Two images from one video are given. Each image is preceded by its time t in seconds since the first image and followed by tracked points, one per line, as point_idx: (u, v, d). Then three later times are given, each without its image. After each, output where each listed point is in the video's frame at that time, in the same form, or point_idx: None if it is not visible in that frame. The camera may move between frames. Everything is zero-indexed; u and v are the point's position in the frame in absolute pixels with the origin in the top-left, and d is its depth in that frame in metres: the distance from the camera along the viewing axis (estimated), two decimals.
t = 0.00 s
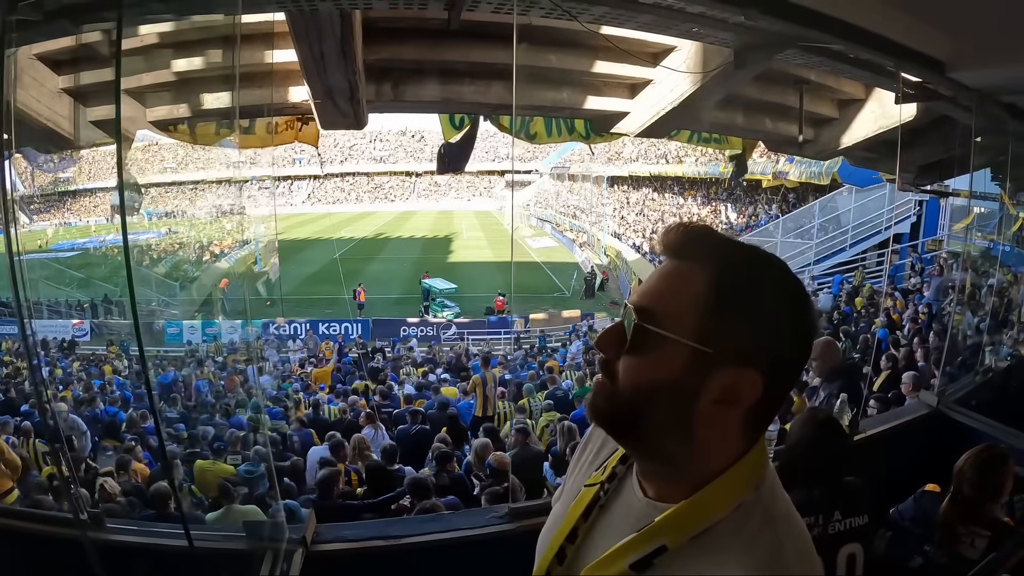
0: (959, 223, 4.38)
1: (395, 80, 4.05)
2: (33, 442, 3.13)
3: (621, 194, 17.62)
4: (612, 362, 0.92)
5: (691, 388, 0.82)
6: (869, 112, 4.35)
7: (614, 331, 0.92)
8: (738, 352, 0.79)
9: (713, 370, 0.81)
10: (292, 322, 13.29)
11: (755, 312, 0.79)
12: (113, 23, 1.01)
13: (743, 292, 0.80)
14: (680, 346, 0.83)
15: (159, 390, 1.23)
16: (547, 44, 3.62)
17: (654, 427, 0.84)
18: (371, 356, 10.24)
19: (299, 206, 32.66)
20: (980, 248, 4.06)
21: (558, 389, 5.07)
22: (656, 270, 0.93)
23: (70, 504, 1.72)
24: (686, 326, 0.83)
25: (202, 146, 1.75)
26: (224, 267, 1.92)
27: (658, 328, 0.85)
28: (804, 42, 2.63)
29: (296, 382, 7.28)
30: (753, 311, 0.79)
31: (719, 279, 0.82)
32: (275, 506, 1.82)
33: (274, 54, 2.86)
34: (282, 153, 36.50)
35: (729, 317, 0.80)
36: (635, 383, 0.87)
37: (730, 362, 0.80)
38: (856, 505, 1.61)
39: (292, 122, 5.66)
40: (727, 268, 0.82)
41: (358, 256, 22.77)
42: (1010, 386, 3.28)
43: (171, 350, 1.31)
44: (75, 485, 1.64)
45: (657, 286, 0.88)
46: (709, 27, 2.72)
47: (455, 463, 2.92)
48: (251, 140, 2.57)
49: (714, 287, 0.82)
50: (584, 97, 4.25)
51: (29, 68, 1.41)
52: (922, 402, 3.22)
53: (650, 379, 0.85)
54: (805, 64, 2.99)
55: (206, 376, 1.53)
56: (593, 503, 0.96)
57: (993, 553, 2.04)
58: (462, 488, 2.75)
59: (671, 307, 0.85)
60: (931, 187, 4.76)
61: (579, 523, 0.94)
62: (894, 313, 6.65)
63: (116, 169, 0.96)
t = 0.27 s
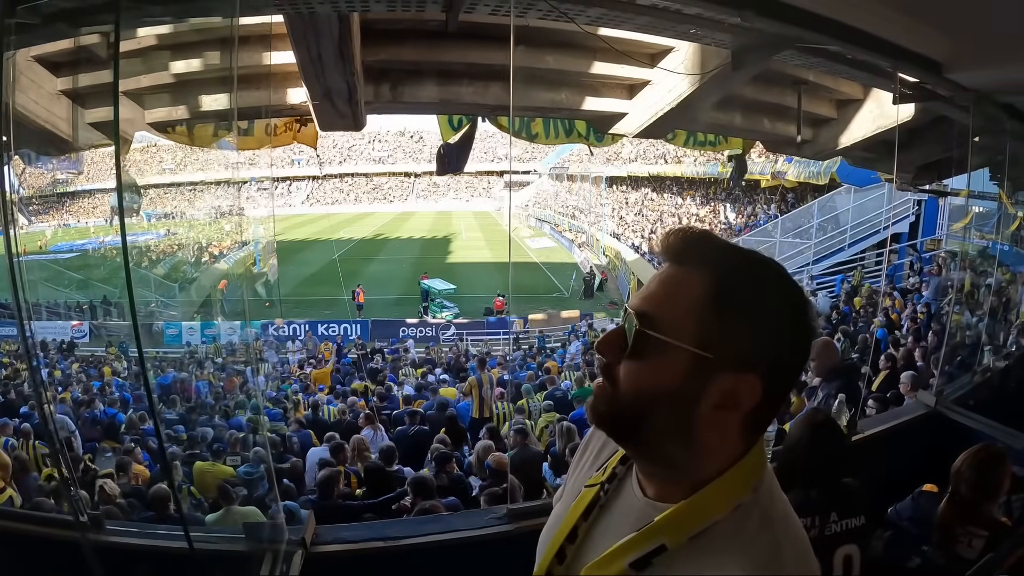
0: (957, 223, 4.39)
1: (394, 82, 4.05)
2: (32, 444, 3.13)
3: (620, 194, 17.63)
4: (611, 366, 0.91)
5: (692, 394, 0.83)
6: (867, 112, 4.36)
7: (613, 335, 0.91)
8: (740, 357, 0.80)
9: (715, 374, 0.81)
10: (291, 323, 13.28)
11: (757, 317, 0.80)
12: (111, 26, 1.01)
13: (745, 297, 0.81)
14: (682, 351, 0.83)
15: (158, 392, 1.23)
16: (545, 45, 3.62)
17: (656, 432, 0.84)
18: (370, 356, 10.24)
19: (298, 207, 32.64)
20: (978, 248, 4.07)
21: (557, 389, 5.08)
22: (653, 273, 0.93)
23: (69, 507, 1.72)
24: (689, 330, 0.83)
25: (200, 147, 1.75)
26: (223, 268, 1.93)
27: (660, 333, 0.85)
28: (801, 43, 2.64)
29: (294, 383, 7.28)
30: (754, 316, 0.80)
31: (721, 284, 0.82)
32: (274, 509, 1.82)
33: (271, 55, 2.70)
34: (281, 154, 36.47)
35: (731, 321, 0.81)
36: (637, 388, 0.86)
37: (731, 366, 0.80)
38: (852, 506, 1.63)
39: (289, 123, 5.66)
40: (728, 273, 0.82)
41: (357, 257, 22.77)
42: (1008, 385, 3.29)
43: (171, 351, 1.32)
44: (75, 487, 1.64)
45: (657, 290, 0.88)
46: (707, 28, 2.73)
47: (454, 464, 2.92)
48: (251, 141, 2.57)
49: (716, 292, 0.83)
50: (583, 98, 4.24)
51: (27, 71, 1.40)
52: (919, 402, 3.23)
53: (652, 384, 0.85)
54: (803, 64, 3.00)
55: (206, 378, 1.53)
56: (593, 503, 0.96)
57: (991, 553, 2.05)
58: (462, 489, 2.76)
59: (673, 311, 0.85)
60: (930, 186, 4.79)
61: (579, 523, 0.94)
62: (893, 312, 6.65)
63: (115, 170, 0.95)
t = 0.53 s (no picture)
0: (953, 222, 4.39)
1: (392, 82, 4.05)
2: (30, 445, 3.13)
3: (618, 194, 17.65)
4: (611, 365, 0.91)
5: (692, 392, 0.83)
6: (865, 111, 4.37)
7: (613, 335, 0.91)
8: (739, 355, 0.81)
9: (715, 373, 0.82)
10: (289, 323, 13.27)
11: (756, 315, 0.81)
12: (110, 27, 1.02)
13: (744, 296, 0.81)
14: (682, 349, 0.83)
15: (158, 394, 1.23)
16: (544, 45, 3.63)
17: (657, 430, 0.84)
18: (369, 357, 10.23)
19: (296, 208, 32.62)
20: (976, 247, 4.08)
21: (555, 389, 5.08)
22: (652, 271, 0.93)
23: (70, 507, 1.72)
24: (689, 329, 0.83)
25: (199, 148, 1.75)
26: (221, 269, 1.93)
27: (660, 332, 0.85)
28: (799, 42, 2.64)
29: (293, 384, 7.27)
30: (753, 315, 0.81)
31: (721, 283, 0.82)
32: (274, 509, 1.82)
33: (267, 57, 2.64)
34: (279, 155, 36.44)
35: (730, 320, 0.81)
36: (637, 387, 0.87)
37: (730, 364, 0.81)
38: (853, 506, 1.63)
39: (288, 124, 5.66)
40: (727, 272, 0.83)
41: (355, 258, 22.76)
42: (1006, 383, 3.29)
43: (171, 353, 1.32)
44: (76, 487, 1.64)
45: (656, 289, 0.88)
46: (705, 28, 2.73)
47: (454, 463, 2.92)
48: (249, 142, 2.57)
49: (715, 291, 0.83)
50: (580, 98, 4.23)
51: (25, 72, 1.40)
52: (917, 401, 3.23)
53: (652, 382, 0.85)
54: (801, 64, 3.00)
55: (206, 378, 1.53)
56: (593, 499, 0.96)
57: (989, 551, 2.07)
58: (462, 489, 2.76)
59: (673, 310, 0.85)
60: (927, 184, 4.78)
61: (580, 519, 0.94)
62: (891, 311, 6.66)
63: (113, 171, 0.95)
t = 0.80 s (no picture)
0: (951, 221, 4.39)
1: (389, 82, 4.05)
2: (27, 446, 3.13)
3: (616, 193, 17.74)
4: (614, 365, 0.90)
5: (699, 390, 0.83)
6: (862, 110, 4.38)
7: (613, 334, 0.90)
8: (743, 353, 0.81)
9: (720, 371, 0.82)
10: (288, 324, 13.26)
11: (760, 313, 0.81)
12: (105, 27, 1.02)
13: (748, 293, 0.81)
14: (687, 349, 0.83)
15: (154, 394, 1.23)
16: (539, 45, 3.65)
17: (663, 430, 0.84)
18: (367, 357, 10.24)
19: (294, 209, 32.61)
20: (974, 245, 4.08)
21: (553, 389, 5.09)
22: (650, 270, 0.92)
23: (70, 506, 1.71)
24: (694, 328, 0.83)
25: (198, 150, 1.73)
26: (220, 269, 1.93)
27: (664, 332, 0.85)
28: (794, 41, 2.64)
29: (291, 385, 7.27)
30: (757, 313, 0.81)
31: (724, 281, 0.82)
32: (271, 508, 1.82)
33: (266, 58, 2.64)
34: (277, 156, 36.43)
35: (735, 318, 0.81)
36: (642, 386, 0.86)
37: (736, 362, 0.81)
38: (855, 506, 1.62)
39: (285, 124, 5.67)
40: (731, 270, 0.82)
41: (353, 258, 22.76)
42: (1004, 381, 3.29)
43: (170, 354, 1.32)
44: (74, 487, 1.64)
45: (658, 287, 0.87)
46: (701, 27, 2.73)
47: (451, 463, 2.92)
48: (246, 142, 2.57)
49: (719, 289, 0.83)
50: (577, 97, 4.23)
51: (22, 73, 1.40)
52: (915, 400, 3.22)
53: (656, 383, 0.85)
54: (797, 63, 3.01)
55: (205, 379, 1.54)
56: (590, 494, 0.96)
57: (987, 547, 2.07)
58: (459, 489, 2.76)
59: (676, 309, 0.84)
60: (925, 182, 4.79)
61: (577, 515, 0.94)
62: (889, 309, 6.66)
63: (110, 172, 0.95)
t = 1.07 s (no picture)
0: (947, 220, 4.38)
1: (386, 82, 4.05)
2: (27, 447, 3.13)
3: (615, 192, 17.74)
4: (608, 369, 0.89)
5: (692, 394, 0.83)
6: (860, 109, 4.38)
7: (606, 338, 0.90)
8: (737, 356, 0.81)
9: (713, 374, 0.82)
10: (286, 324, 13.26)
11: (753, 316, 0.82)
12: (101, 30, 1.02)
13: (740, 296, 0.82)
14: (681, 352, 0.83)
15: (152, 395, 1.23)
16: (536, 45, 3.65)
17: (657, 434, 0.84)
18: (366, 357, 10.24)
19: (293, 208, 32.60)
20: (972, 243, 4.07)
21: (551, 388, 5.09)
22: (641, 272, 0.92)
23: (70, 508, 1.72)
24: (687, 332, 0.83)
25: (196, 151, 1.75)
26: (218, 270, 1.93)
27: (657, 335, 0.85)
28: (791, 40, 2.64)
29: (290, 385, 7.27)
30: (750, 316, 0.82)
31: (717, 284, 0.82)
32: (271, 509, 1.82)
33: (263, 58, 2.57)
34: (275, 155, 36.40)
35: (728, 321, 0.81)
36: (636, 391, 0.86)
37: (729, 366, 0.82)
38: (862, 510, 1.66)
39: (283, 124, 5.68)
40: (724, 274, 0.83)
41: (352, 258, 22.75)
42: (1002, 381, 3.31)
43: (170, 354, 1.33)
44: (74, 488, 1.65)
45: (650, 290, 0.87)
46: (698, 26, 2.73)
47: (451, 463, 2.93)
48: (244, 143, 2.57)
49: (713, 292, 0.83)
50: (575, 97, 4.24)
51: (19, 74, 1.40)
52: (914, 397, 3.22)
53: (650, 387, 0.85)
54: (794, 62, 3.01)
55: (204, 380, 1.54)
56: (586, 496, 0.96)
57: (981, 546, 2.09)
58: (459, 489, 2.77)
59: (669, 312, 0.84)
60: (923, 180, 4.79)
61: (573, 516, 0.95)
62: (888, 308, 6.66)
63: (109, 173, 0.95)
